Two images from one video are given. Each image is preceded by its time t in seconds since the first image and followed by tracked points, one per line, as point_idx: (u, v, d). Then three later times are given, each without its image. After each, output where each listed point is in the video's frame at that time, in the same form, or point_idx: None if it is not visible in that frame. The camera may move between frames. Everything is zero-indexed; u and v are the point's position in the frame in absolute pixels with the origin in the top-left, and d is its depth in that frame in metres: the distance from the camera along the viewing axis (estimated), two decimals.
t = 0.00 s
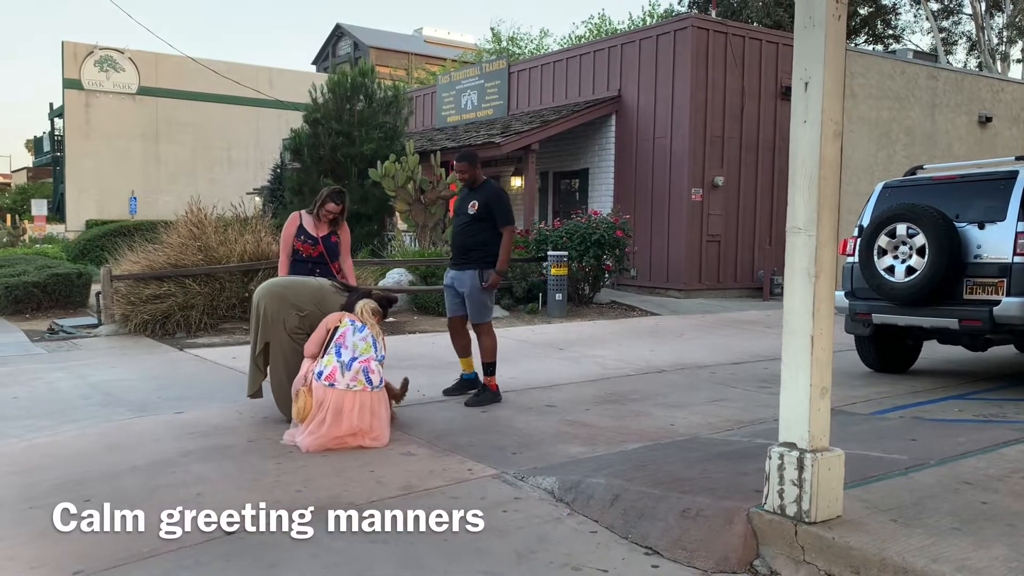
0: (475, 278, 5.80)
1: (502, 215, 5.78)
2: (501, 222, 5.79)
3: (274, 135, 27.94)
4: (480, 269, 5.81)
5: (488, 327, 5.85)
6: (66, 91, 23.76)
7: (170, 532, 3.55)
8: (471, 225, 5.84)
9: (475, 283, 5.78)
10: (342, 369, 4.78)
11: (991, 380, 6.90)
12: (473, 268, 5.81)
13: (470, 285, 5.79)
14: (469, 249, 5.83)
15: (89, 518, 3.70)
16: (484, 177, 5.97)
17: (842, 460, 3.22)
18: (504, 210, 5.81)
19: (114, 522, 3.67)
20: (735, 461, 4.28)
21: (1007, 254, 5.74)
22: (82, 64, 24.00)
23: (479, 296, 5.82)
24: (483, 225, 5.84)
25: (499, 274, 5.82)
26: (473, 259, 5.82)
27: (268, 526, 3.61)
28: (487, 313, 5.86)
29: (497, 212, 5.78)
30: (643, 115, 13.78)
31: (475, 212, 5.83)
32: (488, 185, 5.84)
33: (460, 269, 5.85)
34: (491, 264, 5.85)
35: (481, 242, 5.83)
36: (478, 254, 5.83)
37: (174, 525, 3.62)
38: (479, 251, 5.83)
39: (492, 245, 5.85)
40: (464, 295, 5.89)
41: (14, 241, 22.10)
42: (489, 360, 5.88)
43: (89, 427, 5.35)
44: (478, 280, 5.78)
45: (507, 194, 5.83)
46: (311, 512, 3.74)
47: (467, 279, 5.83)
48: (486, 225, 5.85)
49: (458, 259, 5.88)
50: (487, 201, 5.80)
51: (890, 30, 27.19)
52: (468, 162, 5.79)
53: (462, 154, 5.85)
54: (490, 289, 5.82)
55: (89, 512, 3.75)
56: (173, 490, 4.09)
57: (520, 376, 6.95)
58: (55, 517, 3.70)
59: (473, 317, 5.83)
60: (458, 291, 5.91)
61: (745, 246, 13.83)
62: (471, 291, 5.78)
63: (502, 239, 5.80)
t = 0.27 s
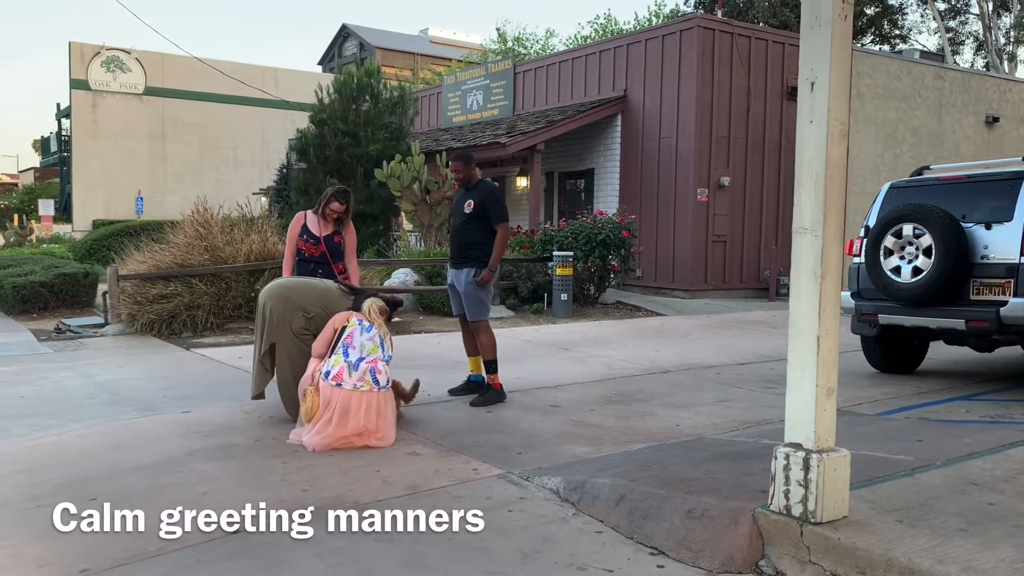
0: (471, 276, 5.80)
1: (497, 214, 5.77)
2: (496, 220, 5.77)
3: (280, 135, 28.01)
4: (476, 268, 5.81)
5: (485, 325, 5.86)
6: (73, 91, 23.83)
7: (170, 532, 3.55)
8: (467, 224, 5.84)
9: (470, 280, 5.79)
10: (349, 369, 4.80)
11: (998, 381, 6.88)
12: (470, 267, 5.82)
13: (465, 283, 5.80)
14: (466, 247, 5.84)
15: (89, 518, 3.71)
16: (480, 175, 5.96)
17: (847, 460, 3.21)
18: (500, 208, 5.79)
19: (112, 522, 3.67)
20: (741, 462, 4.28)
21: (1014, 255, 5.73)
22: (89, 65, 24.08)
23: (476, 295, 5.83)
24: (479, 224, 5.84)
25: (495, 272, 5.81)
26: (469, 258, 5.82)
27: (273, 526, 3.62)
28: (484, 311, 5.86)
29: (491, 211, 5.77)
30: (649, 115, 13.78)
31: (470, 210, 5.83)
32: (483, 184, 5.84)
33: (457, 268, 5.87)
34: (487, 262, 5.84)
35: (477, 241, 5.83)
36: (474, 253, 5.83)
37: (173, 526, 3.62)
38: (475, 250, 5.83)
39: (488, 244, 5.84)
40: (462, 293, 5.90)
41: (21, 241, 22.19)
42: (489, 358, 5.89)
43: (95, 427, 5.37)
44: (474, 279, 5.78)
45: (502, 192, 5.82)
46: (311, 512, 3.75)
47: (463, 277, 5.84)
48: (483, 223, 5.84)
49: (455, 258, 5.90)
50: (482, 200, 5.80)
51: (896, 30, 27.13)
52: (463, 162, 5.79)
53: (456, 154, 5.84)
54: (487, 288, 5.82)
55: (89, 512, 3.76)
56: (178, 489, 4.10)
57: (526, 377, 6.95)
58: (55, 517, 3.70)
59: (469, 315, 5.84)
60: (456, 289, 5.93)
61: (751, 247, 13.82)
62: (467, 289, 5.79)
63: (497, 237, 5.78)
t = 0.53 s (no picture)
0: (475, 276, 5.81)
1: (502, 214, 5.77)
2: (501, 221, 5.78)
3: (287, 135, 28.09)
4: (481, 268, 5.81)
5: (486, 325, 5.87)
6: (82, 92, 23.92)
7: (170, 531, 3.56)
8: (472, 225, 5.85)
9: (474, 281, 5.81)
10: (360, 370, 4.81)
11: (1007, 382, 6.84)
12: (474, 267, 5.82)
13: (469, 283, 5.82)
14: (469, 248, 5.85)
15: (89, 518, 3.72)
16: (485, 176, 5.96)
17: (855, 462, 3.20)
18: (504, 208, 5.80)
19: (111, 523, 3.68)
20: (748, 463, 4.28)
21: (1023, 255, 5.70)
22: (98, 66, 24.17)
23: (480, 295, 5.84)
24: (484, 225, 5.84)
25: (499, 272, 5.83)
26: (474, 259, 5.82)
27: (281, 525, 3.63)
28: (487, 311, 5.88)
29: (496, 212, 5.77)
30: (656, 116, 13.76)
31: (475, 211, 5.84)
32: (488, 185, 5.83)
33: (461, 269, 5.88)
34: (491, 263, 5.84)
35: (481, 242, 5.83)
36: (479, 253, 5.83)
37: (173, 525, 3.63)
38: (480, 250, 5.83)
39: (493, 244, 5.84)
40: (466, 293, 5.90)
41: (30, 241, 22.30)
42: (492, 357, 5.89)
43: (103, 426, 5.39)
44: (478, 279, 5.79)
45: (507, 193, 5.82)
46: (311, 512, 3.75)
47: (467, 278, 5.86)
48: (488, 224, 5.84)
49: (459, 259, 5.91)
50: (487, 200, 5.80)
51: (905, 30, 27.03)
52: (465, 163, 5.78)
53: (461, 154, 5.84)
54: (491, 288, 5.82)
55: (90, 512, 3.77)
56: (186, 489, 4.12)
57: (532, 377, 6.95)
58: (55, 517, 3.71)
59: (472, 316, 5.86)
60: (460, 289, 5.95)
61: (758, 248, 13.79)
62: (471, 289, 5.80)
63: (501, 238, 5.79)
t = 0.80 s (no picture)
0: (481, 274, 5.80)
1: (508, 213, 5.77)
2: (508, 219, 5.77)
3: (293, 135, 28.14)
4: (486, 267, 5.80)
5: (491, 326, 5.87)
6: (90, 92, 23.99)
7: (170, 532, 3.56)
8: (478, 223, 5.85)
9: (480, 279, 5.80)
10: (367, 369, 4.83)
11: (1016, 381, 6.81)
12: (479, 266, 5.82)
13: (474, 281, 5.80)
14: (476, 246, 5.84)
15: (90, 518, 3.71)
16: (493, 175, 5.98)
17: (863, 462, 3.19)
18: (511, 207, 5.79)
19: (109, 523, 3.67)
20: (755, 463, 4.27)
21: None
22: (105, 66, 24.23)
23: (485, 293, 5.83)
24: (490, 223, 5.84)
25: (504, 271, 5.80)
26: (479, 257, 5.82)
27: (287, 524, 3.63)
28: (492, 311, 5.85)
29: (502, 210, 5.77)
30: (663, 115, 13.74)
31: (482, 209, 5.85)
32: (495, 183, 5.84)
33: (467, 267, 5.87)
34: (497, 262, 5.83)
35: (488, 240, 5.83)
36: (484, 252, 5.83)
37: (174, 525, 3.62)
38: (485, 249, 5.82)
39: (499, 243, 5.83)
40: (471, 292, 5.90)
41: (38, 241, 22.39)
42: (494, 359, 5.90)
43: (110, 425, 5.41)
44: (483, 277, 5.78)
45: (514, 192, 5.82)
46: (314, 512, 3.75)
47: (473, 276, 5.84)
48: (494, 223, 5.84)
49: (465, 257, 5.90)
50: (494, 199, 5.80)
51: (913, 29, 26.93)
52: (474, 159, 5.81)
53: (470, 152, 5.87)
54: (496, 287, 5.81)
55: (90, 512, 3.77)
56: (193, 488, 4.13)
57: (538, 377, 6.95)
58: (54, 517, 3.71)
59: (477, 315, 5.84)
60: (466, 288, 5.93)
61: (765, 247, 13.76)
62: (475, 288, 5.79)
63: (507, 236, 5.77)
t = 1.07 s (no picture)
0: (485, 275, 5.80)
1: (512, 212, 5.78)
2: (511, 220, 5.78)
3: (295, 135, 28.15)
4: (490, 268, 5.80)
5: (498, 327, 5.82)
6: (91, 92, 23.98)
7: (170, 531, 3.55)
8: (482, 224, 5.86)
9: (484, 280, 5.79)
10: (365, 369, 4.83)
11: (1016, 381, 6.80)
12: (484, 267, 5.82)
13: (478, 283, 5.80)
14: (480, 248, 5.85)
15: (89, 518, 3.71)
16: (497, 176, 5.99)
17: (863, 461, 3.19)
18: (514, 207, 5.80)
19: (113, 523, 3.67)
20: (757, 462, 4.26)
21: None
22: (107, 67, 24.23)
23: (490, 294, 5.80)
24: (494, 224, 5.86)
25: (509, 272, 5.78)
26: (484, 259, 5.83)
27: (288, 523, 3.63)
28: (498, 313, 5.82)
29: (507, 210, 5.78)
30: (664, 114, 13.73)
31: (485, 211, 5.86)
32: (499, 184, 5.86)
33: (471, 269, 5.87)
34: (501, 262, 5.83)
35: (492, 241, 5.84)
36: (489, 253, 5.84)
37: (173, 525, 3.62)
38: (490, 250, 5.82)
39: (503, 244, 5.84)
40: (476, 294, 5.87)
41: (40, 241, 22.41)
42: (499, 360, 5.86)
43: (111, 425, 5.41)
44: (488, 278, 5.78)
45: (518, 192, 5.83)
46: (311, 512, 3.75)
47: (477, 278, 5.83)
48: (498, 224, 5.85)
49: (469, 259, 5.90)
50: (498, 199, 5.82)
51: (914, 28, 26.91)
52: (478, 161, 5.82)
53: (474, 152, 5.89)
54: (500, 287, 5.80)
55: (89, 512, 3.76)
56: (194, 487, 4.13)
57: (539, 376, 6.95)
58: (55, 517, 3.70)
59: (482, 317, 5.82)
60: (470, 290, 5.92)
61: (766, 247, 13.76)
62: (480, 289, 5.78)
63: (511, 237, 5.78)
